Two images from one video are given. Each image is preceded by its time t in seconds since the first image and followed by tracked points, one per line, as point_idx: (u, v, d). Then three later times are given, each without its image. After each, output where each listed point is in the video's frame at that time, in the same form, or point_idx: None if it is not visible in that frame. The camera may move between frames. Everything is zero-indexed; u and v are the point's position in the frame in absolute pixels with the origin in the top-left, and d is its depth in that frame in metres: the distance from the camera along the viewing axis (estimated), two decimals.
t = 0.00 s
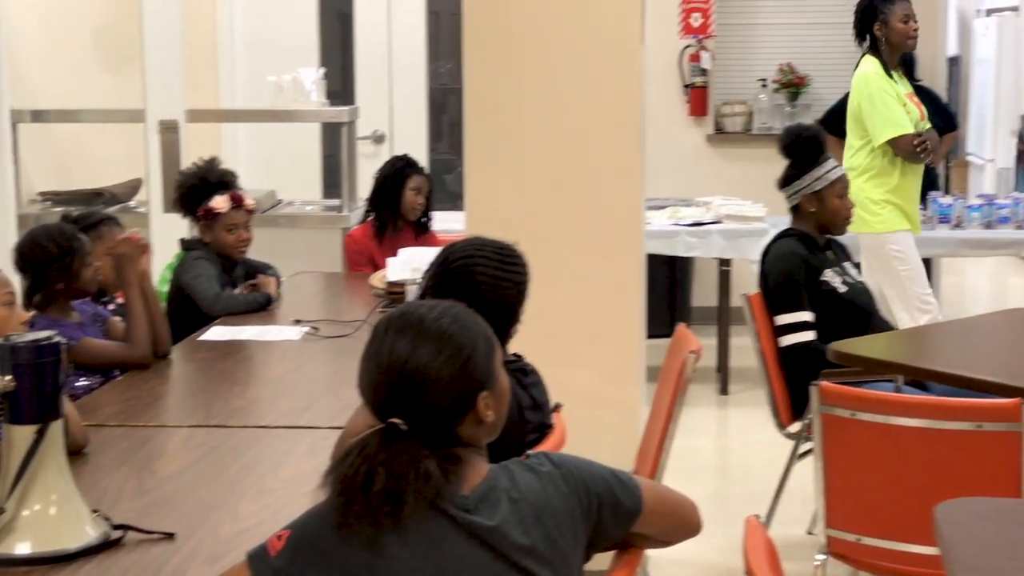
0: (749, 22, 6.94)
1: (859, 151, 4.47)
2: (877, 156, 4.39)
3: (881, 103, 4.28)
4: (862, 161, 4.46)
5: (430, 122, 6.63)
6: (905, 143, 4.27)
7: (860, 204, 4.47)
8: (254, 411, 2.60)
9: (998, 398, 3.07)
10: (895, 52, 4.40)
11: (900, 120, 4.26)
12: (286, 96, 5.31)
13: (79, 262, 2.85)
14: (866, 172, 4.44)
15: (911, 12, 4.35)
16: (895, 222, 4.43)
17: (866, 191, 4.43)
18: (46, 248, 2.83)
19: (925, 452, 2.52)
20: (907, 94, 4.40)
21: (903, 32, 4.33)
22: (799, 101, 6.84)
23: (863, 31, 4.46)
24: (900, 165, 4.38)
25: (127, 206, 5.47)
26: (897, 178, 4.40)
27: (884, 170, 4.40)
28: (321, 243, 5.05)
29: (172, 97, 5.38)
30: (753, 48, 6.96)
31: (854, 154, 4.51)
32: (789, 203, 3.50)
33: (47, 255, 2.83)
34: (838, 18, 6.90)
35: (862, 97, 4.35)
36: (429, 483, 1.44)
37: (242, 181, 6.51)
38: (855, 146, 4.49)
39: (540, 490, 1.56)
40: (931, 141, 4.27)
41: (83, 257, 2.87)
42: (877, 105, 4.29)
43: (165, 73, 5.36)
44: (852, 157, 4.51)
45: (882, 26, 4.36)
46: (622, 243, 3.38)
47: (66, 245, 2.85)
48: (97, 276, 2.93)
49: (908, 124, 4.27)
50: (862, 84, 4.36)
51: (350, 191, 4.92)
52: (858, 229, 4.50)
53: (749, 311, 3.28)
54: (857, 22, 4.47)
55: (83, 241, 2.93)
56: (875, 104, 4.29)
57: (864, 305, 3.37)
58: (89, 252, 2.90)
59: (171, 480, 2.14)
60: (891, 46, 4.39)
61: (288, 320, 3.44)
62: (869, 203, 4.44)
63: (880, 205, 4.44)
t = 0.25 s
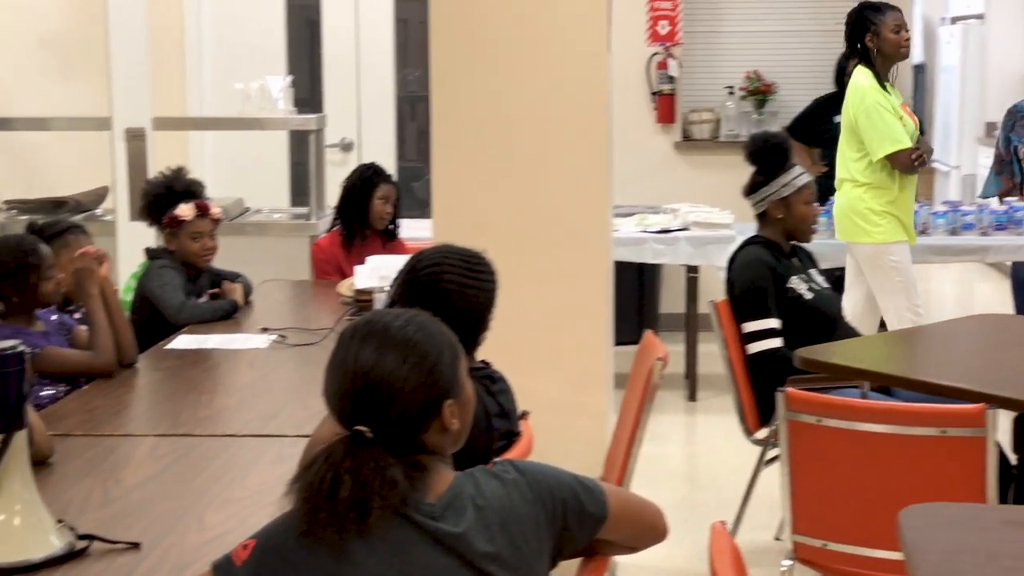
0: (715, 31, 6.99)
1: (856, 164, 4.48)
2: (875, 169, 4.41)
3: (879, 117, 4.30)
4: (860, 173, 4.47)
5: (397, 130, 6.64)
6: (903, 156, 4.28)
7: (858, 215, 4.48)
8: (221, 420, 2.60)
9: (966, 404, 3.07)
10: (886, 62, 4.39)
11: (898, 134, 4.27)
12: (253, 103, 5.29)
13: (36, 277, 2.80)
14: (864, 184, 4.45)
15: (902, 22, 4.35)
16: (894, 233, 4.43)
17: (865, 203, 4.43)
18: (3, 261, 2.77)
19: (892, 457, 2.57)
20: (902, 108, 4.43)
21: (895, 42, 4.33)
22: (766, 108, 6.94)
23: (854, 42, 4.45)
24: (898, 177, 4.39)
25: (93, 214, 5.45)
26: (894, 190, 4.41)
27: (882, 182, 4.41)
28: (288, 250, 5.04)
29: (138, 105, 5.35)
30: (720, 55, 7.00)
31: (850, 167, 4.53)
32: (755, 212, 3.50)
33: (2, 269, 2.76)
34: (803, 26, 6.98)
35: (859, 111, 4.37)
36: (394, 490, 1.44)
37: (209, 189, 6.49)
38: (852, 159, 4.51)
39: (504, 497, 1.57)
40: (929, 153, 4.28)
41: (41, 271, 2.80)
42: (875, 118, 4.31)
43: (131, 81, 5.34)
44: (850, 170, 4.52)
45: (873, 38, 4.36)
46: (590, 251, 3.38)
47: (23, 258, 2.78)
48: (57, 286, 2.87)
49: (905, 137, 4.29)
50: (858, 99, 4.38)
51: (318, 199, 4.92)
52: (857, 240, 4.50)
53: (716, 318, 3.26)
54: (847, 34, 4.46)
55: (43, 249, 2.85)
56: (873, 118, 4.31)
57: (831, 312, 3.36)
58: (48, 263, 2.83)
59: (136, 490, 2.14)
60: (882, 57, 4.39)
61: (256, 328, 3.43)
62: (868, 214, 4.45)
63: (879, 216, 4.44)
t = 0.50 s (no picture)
0: (682, 39, 7.03)
1: (860, 168, 4.43)
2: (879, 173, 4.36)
3: (883, 124, 4.23)
4: (864, 177, 4.42)
5: (366, 136, 6.63)
6: (908, 163, 4.22)
7: (864, 219, 4.44)
8: (189, 427, 2.59)
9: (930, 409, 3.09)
10: (886, 66, 4.32)
11: (902, 140, 4.21)
12: (221, 110, 5.28)
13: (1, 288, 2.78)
14: (868, 188, 4.40)
15: (901, 25, 4.27)
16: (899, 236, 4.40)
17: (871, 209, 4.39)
18: None
19: (858, 463, 2.60)
20: (905, 110, 4.36)
21: (894, 46, 4.26)
22: (733, 115, 6.97)
23: (853, 47, 4.38)
24: (903, 181, 4.34)
25: (60, 222, 5.42)
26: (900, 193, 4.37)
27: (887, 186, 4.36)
28: (257, 257, 5.03)
29: (104, 112, 5.33)
30: (689, 62, 7.03)
31: (854, 171, 4.47)
32: (721, 217, 3.49)
33: None
34: (770, 33, 7.02)
35: (861, 118, 4.30)
36: (362, 496, 1.45)
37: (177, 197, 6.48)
38: (856, 163, 4.45)
39: (472, 505, 1.57)
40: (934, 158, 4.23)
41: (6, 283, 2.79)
42: (879, 126, 4.24)
43: (98, 89, 5.31)
44: (854, 174, 4.47)
45: (872, 43, 4.28)
46: (558, 259, 3.39)
47: None
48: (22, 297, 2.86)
49: (909, 143, 4.23)
50: (860, 105, 4.31)
51: (287, 206, 4.91)
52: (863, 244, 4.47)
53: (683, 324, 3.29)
54: (847, 39, 4.38)
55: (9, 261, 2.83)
56: (877, 125, 4.24)
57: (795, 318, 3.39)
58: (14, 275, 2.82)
59: (103, 498, 2.13)
60: (882, 61, 4.31)
61: (224, 336, 3.42)
62: (874, 218, 4.41)
63: (885, 220, 4.41)
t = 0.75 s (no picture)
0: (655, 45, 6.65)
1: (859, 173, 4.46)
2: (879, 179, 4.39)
3: (885, 130, 4.26)
4: (862, 182, 4.45)
5: (337, 143, 6.63)
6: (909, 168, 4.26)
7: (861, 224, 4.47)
8: (158, 435, 2.58)
9: (898, 412, 3.12)
10: (886, 71, 4.35)
11: (903, 146, 4.25)
12: (192, 117, 5.27)
13: None
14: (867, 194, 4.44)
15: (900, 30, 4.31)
16: (895, 241, 4.44)
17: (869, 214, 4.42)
18: None
19: (830, 466, 2.62)
20: (904, 116, 4.39)
21: (894, 51, 4.29)
22: (704, 121, 6.61)
23: (852, 52, 4.41)
24: (902, 186, 4.38)
25: (30, 228, 5.39)
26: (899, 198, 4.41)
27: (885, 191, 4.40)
28: (228, 264, 5.01)
29: (74, 118, 5.31)
30: (661, 65, 6.65)
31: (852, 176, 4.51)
32: (694, 223, 3.48)
33: None
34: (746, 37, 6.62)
35: (862, 123, 4.33)
36: (332, 500, 1.45)
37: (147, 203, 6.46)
38: (854, 168, 4.48)
39: (440, 511, 1.58)
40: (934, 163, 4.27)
41: None
42: (880, 131, 4.27)
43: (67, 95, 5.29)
44: (852, 179, 4.50)
45: (872, 47, 4.33)
46: (529, 265, 3.40)
47: None
48: None
49: (909, 148, 4.26)
50: (861, 110, 4.34)
51: (258, 213, 4.90)
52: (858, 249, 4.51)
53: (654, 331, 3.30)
54: (846, 43, 4.41)
55: None
56: (879, 130, 4.27)
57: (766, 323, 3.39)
58: None
59: (71, 506, 2.12)
60: (881, 65, 4.34)
61: (194, 343, 3.41)
62: (871, 224, 4.45)
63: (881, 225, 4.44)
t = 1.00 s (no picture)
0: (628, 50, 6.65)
1: (851, 177, 4.48)
2: (868, 183, 4.41)
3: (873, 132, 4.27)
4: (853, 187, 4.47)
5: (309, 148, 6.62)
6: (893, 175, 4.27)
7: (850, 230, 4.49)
8: (127, 440, 2.57)
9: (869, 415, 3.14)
10: (883, 76, 4.35)
11: (892, 149, 4.25)
12: (162, 121, 5.24)
13: None
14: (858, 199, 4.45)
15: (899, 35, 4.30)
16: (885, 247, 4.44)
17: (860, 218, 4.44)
18: None
19: (803, 470, 2.63)
20: (900, 121, 4.39)
21: (890, 56, 4.28)
22: (676, 126, 6.54)
23: (852, 56, 4.42)
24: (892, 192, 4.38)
25: None
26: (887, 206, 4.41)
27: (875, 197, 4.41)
28: (199, 269, 4.99)
29: (42, 123, 5.28)
30: (632, 71, 6.65)
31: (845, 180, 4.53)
32: (666, 228, 3.50)
33: None
34: (715, 43, 6.63)
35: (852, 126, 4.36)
36: (303, 503, 1.44)
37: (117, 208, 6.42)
38: (847, 173, 4.51)
39: (409, 515, 1.58)
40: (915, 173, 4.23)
41: None
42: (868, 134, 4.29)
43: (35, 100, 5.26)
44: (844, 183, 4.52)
45: (870, 51, 4.32)
46: (501, 269, 3.39)
47: None
48: None
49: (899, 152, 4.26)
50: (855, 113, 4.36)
51: (229, 218, 4.88)
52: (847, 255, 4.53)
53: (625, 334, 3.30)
54: (846, 47, 4.43)
55: None
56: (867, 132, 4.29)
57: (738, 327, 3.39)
58: None
59: (39, 512, 2.11)
60: (879, 70, 4.34)
61: (165, 348, 3.40)
62: (862, 228, 4.46)
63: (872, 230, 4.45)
